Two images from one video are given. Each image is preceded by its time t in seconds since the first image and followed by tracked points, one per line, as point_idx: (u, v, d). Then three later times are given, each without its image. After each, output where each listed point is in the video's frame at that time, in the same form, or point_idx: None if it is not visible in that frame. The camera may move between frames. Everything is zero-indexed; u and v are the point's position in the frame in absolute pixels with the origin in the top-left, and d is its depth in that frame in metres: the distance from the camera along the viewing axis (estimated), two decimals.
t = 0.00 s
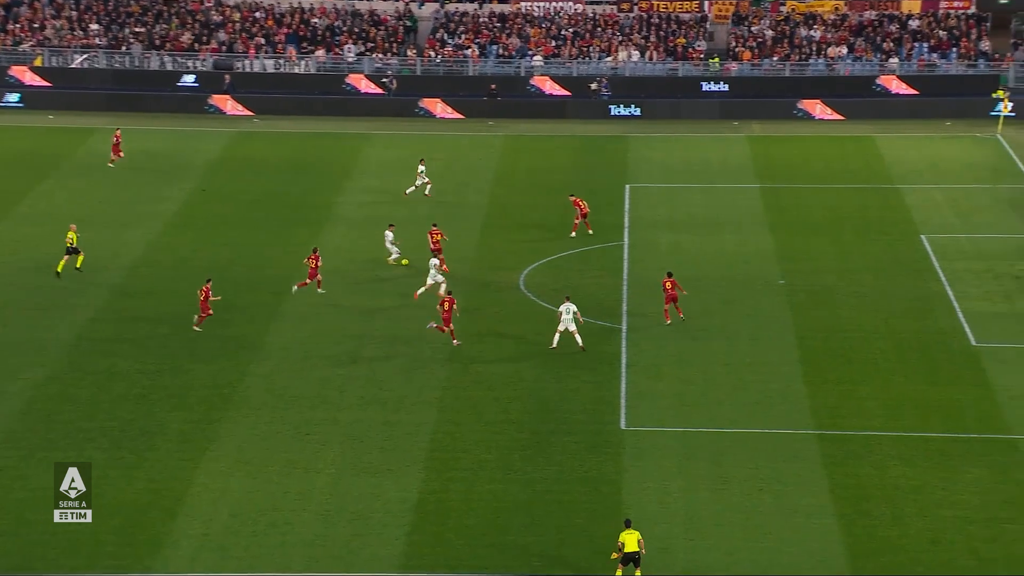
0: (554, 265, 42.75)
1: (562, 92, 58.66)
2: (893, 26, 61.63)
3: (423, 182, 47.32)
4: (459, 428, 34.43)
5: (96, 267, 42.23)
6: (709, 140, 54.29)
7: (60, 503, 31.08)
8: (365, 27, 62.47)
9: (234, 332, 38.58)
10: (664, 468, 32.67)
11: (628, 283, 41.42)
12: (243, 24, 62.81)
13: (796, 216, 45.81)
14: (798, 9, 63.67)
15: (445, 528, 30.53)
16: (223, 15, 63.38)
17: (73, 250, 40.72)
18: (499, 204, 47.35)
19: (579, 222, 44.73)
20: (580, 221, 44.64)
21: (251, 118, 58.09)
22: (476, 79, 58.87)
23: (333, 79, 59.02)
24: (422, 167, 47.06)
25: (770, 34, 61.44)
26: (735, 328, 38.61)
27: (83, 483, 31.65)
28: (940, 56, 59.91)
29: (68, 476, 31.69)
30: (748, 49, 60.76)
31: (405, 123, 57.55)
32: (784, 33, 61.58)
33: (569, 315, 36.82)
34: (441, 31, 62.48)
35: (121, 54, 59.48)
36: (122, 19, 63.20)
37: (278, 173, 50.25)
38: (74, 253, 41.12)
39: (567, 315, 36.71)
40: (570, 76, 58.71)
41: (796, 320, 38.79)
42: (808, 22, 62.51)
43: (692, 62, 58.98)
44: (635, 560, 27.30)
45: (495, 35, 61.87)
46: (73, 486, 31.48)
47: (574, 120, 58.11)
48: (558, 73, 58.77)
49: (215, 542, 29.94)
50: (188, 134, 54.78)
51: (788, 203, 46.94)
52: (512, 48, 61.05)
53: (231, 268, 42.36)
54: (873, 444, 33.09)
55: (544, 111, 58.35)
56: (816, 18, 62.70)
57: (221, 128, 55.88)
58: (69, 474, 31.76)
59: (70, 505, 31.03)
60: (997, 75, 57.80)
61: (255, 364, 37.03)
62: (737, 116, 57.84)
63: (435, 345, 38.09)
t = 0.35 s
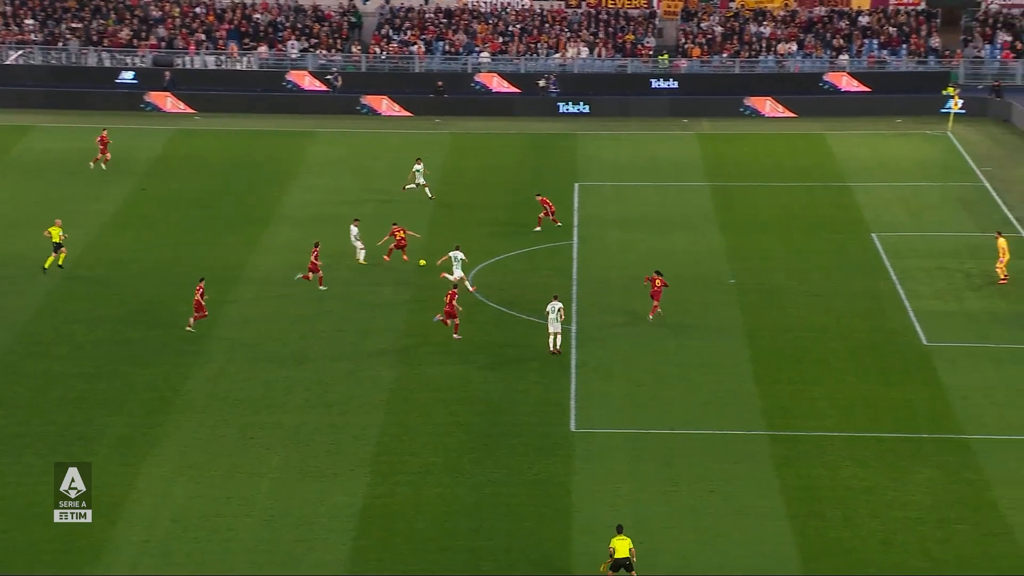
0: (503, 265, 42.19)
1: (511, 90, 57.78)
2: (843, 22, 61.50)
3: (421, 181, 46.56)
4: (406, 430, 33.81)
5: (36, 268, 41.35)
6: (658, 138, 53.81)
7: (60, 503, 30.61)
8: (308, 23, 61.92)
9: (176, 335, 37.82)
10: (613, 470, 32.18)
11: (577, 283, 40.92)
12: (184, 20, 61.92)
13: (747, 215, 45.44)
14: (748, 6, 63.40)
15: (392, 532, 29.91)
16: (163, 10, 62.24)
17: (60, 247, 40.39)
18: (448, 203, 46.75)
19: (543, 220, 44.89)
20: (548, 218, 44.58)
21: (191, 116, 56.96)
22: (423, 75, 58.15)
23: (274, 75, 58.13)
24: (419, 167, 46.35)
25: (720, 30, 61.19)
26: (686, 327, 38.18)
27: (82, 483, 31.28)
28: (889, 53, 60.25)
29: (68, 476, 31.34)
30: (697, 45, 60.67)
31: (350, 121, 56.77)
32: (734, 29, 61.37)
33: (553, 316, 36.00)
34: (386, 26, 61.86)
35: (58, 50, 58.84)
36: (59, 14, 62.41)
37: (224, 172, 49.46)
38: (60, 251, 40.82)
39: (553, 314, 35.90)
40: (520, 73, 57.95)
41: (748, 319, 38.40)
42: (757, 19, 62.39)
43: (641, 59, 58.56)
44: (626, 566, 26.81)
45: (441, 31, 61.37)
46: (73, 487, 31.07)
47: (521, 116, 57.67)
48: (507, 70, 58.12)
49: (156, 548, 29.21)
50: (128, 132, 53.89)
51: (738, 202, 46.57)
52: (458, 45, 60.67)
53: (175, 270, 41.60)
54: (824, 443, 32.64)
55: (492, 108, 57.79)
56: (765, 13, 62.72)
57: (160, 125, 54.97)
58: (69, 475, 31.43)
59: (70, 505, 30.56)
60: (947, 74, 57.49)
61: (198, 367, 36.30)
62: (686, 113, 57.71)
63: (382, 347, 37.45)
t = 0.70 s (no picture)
0: (452, 264, 41.59)
1: (458, 86, 57.38)
2: (793, 19, 61.24)
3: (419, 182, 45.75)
4: (352, 433, 33.16)
5: None
6: (606, 136, 53.29)
7: (60, 503, 30.15)
8: (250, 18, 61.10)
9: (117, 338, 36.96)
10: (563, 472, 31.63)
11: (526, 283, 40.39)
12: (121, 15, 60.85)
13: (697, 213, 45.05)
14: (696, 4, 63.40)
15: (337, 537, 29.22)
16: (100, 6, 61.39)
17: (46, 241, 39.80)
18: (395, 202, 46.09)
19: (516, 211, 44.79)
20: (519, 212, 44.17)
21: (129, 113, 56.00)
22: (367, 71, 57.59)
23: (215, 72, 57.24)
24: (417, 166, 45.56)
25: (669, 26, 60.90)
26: (636, 328, 37.73)
27: (83, 483, 30.81)
28: (839, 49, 60.20)
29: (68, 477, 30.88)
30: (646, 42, 60.23)
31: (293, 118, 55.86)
32: (683, 25, 61.14)
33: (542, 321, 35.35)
34: (330, 21, 61.18)
35: None
36: None
37: (167, 171, 48.57)
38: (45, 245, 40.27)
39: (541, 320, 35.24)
40: (467, 68, 57.58)
41: (699, 319, 37.98)
42: (706, 15, 62.11)
43: (589, 56, 58.19)
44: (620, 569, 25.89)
45: (386, 26, 60.68)
46: (73, 487, 30.61)
47: (469, 113, 56.96)
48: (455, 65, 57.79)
49: (95, 556, 28.39)
50: (67, 130, 52.85)
51: (688, 200, 46.20)
52: (403, 40, 60.06)
53: (116, 271, 40.74)
54: (775, 443, 32.24)
55: (438, 105, 57.03)
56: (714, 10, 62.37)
57: (96, 124, 53.97)
58: (69, 475, 30.97)
59: (70, 505, 30.10)
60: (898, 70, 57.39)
61: (139, 370, 35.47)
62: (635, 111, 57.05)
63: (327, 349, 36.74)
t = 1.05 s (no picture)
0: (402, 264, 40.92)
1: (409, 83, 56.63)
2: (747, 14, 61.17)
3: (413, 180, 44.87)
4: (300, 436, 32.44)
5: None
6: (559, 132, 52.75)
7: (60, 503, 29.58)
8: (193, 13, 60.14)
9: (59, 340, 36.07)
10: (515, 475, 31.04)
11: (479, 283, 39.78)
12: (62, 10, 59.82)
13: (652, 211, 44.59)
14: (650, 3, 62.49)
15: (284, 543, 28.49)
16: None
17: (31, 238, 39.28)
18: (345, 200, 45.36)
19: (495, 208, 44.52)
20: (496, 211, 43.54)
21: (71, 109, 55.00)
22: (314, 68, 56.71)
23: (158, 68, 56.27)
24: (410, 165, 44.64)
25: (622, 22, 60.70)
26: (589, 328, 37.21)
27: (83, 483, 30.21)
28: (794, 45, 59.91)
29: (68, 476, 30.24)
30: (598, 37, 59.86)
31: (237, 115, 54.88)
32: (637, 21, 60.88)
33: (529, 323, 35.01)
34: (276, 16, 60.39)
35: None
36: None
37: (113, 169, 47.62)
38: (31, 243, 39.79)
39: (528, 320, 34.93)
40: (417, 65, 56.68)
41: (653, 319, 37.49)
42: (659, 10, 61.96)
43: (542, 51, 57.52)
44: None
45: (334, 22, 60.14)
46: (73, 487, 30.02)
47: (420, 109, 55.92)
48: (405, 62, 56.86)
49: (35, 564, 27.52)
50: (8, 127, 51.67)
51: (643, 198, 45.72)
52: (352, 36, 59.53)
53: (59, 272, 39.83)
54: (730, 445, 31.77)
55: (387, 101, 55.93)
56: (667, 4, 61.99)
57: (36, 120, 52.93)
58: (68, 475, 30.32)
59: (70, 506, 29.54)
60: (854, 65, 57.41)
61: (81, 374, 34.61)
62: (589, 108, 56.19)
63: (275, 351, 35.99)
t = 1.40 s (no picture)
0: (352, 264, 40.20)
1: (358, 79, 56.06)
2: (700, 10, 60.97)
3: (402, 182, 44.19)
4: (247, 440, 31.67)
5: None
6: (511, 129, 52.16)
7: (60, 502, 29.15)
8: (136, 8, 59.42)
9: None
10: (466, 479, 30.41)
11: (429, 283, 39.12)
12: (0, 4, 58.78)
13: (604, 210, 44.09)
14: None
15: (230, 550, 27.72)
16: None
17: (17, 235, 38.81)
18: (293, 199, 44.58)
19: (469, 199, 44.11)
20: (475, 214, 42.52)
21: (10, 105, 53.68)
22: (260, 64, 56.27)
23: (99, 65, 55.55)
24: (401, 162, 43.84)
25: (574, 17, 60.19)
26: (541, 328, 36.65)
27: (83, 483, 29.82)
28: (748, 41, 59.74)
29: (68, 477, 29.89)
30: (549, 32, 59.35)
31: (180, 111, 53.81)
32: (588, 16, 60.47)
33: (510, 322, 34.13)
34: (220, 11, 59.93)
35: None
36: None
37: (55, 167, 46.60)
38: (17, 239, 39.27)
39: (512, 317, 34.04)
40: (365, 62, 56.15)
41: (607, 320, 36.97)
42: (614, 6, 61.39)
43: (492, 48, 57.25)
44: None
45: (280, 16, 59.55)
46: (73, 487, 29.60)
47: (365, 105, 55.01)
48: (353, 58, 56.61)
49: None
50: None
51: (597, 197, 45.18)
52: (298, 32, 58.84)
53: None
54: (684, 447, 31.28)
55: (334, 100, 55.04)
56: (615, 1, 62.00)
57: None
58: (69, 475, 29.97)
59: (70, 505, 29.09)
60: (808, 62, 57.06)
61: (22, 377, 33.69)
62: (540, 105, 55.42)
63: (221, 353, 35.19)
